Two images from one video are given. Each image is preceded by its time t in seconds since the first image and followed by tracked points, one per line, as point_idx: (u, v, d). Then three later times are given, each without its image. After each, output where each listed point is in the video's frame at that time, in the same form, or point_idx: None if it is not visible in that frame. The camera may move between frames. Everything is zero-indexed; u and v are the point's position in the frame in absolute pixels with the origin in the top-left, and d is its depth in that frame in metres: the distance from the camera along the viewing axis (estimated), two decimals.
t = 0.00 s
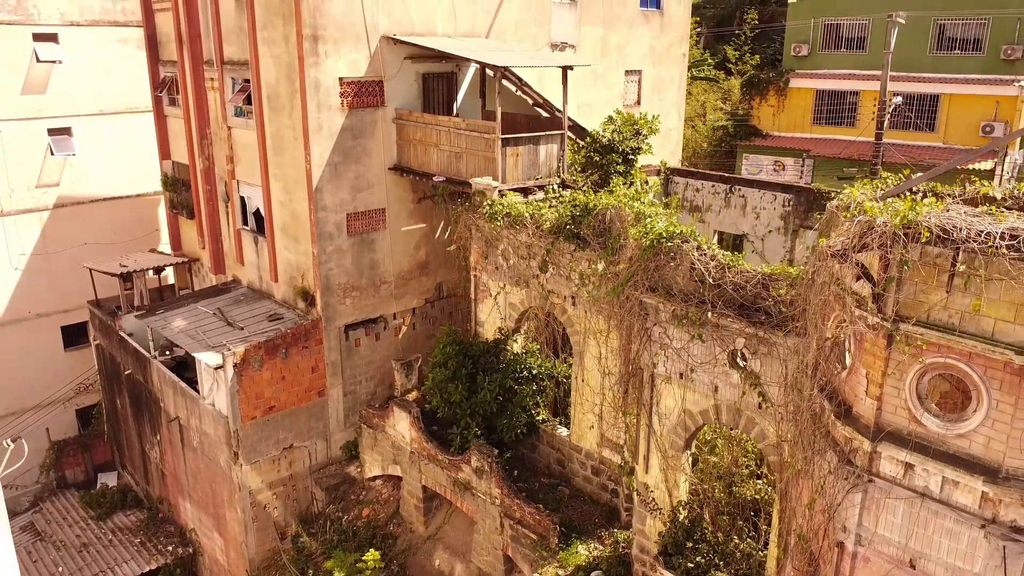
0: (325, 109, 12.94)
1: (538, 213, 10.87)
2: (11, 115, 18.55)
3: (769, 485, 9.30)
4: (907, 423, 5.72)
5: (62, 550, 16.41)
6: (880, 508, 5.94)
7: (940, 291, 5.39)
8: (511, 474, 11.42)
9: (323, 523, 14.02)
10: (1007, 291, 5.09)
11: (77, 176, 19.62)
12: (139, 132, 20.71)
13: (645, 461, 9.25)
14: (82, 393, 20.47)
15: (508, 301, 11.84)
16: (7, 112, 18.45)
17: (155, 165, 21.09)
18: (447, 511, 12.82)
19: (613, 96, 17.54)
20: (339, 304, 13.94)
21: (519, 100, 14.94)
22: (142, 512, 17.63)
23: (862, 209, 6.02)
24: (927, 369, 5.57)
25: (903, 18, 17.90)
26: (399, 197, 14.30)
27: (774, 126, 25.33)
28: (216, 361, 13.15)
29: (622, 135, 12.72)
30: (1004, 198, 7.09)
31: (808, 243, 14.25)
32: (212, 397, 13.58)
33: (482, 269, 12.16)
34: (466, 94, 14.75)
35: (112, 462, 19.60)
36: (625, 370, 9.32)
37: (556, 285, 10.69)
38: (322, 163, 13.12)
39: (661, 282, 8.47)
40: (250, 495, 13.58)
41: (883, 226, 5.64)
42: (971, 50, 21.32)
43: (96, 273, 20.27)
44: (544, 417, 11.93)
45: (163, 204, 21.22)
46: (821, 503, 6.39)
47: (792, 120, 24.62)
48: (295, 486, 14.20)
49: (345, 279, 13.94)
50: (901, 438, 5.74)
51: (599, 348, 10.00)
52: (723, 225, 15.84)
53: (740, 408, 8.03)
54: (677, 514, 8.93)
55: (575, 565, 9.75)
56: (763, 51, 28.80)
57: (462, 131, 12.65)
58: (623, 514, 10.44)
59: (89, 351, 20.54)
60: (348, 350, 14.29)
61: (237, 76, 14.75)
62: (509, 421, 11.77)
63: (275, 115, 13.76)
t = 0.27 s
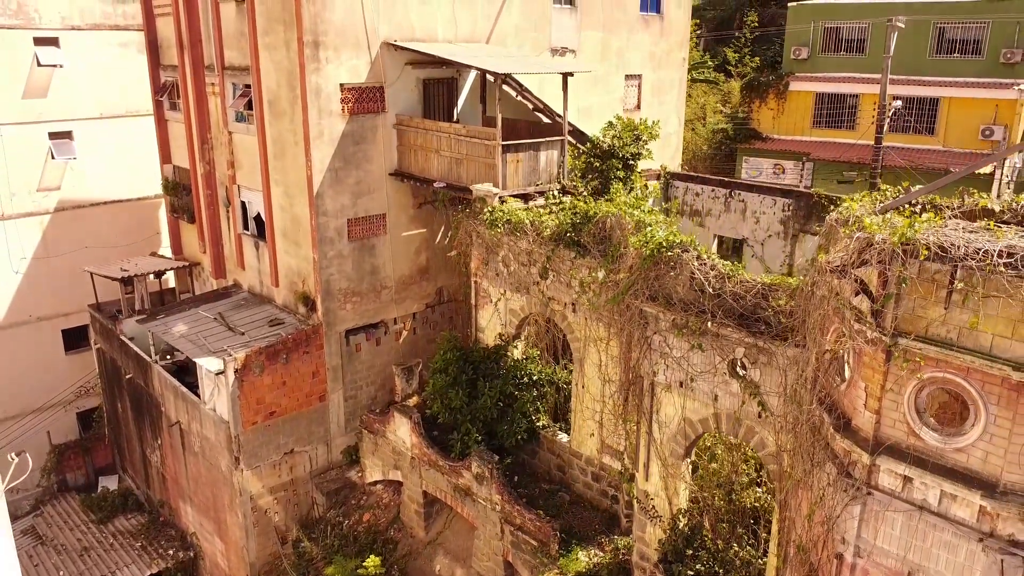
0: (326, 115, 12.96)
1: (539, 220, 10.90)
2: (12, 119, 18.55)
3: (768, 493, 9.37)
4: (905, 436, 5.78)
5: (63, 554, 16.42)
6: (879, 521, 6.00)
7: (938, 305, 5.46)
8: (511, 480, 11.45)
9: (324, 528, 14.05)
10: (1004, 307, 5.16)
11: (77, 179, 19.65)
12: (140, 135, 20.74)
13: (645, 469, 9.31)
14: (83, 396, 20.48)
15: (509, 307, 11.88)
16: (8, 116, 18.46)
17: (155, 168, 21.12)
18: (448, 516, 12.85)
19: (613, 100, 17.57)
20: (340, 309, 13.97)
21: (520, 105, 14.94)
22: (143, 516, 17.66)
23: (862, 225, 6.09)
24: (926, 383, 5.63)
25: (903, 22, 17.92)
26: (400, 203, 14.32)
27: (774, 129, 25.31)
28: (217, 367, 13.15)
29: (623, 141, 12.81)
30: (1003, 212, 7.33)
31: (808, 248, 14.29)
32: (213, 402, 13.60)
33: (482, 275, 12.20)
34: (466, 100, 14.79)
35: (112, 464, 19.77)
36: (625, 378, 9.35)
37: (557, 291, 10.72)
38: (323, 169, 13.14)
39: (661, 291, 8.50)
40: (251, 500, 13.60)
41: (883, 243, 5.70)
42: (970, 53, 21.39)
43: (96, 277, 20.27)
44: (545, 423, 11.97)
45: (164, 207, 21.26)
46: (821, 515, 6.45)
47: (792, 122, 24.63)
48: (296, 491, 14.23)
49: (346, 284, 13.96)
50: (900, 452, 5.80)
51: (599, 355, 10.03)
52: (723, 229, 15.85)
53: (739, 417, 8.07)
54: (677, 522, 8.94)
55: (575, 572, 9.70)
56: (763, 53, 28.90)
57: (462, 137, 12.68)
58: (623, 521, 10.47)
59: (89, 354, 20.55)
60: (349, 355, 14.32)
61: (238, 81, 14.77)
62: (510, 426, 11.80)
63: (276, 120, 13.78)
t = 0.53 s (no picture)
0: (327, 122, 12.98)
1: (539, 227, 10.91)
2: (13, 123, 18.56)
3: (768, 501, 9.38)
4: (905, 451, 5.94)
5: (64, 558, 16.57)
6: (879, 533, 6.17)
7: (937, 321, 5.60)
8: (512, 486, 11.49)
9: (325, 533, 14.09)
10: (1003, 323, 5.29)
11: (78, 183, 19.66)
12: (141, 139, 20.74)
13: (645, 477, 9.35)
14: (83, 400, 20.50)
15: (509, 313, 11.90)
16: (9, 120, 18.47)
17: (156, 171, 21.12)
18: (448, 522, 12.89)
19: (614, 105, 17.58)
20: (341, 315, 13.99)
21: (520, 110, 14.93)
22: (144, 520, 17.70)
23: (861, 242, 6.20)
24: (926, 398, 5.78)
25: (903, 27, 17.92)
26: (400, 208, 14.35)
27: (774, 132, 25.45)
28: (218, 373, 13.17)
29: (623, 147, 12.83)
30: (1002, 224, 7.41)
31: (808, 252, 14.32)
32: (214, 408, 13.63)
33: (483, 282, 12.22)
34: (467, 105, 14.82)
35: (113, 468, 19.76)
36: (625, 386, 9.37)
37: (557, 298, 10.73)
38: (324, 175, 13.17)
39: (661, 301, 8.53)
40: (252, 505, 13.64)
41: (883, 260, 5.84)
42: (970, 56, 21.37)
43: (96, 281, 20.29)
44: (546, 429, 12.00)
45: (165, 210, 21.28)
46: (821, 527, 6.61)
47: (791, 124, 24.74)
48: (297, 495, 14.27)
49: (347, 289, 13.99)
50: (900, 465, 5.96)
51: (600, 363, 10.04)
52: (723, 233, 15.85)
53: (739, 426, 8.10)
54: (678, 530, 9.01)
55: None
56: (763, 55, 28.68)
57: (463, 144, 12.70)
58: (624, 527, 10.49)
59: (90, 357, 20.56)
60: (350, 360, 14.35)
61: (239, 87, 14.78)
62: (511, 433, 11.82)
63: (277, 126, 13.79)
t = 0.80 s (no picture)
0: (328, 127, 12.99)
1: (540, 234, 10.93)
2: (15, 127, 18.58)
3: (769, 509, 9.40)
4: (906, 464, 6.00)
5: (65, 562, 16.66)
6: (879, 545, 6.26)
7: (938, 336, 5.67)
8: (513, 492, 11.50)
9: (327, 537, 14.11)
10: (1003, 339, 5.35)
11: (79, 187, 19.68)
12: (141, 142, 20.77)
13: (646, 484, 9.38)
14: (84, 403, 20.52)
15: (510, 320, 11.92)
16: (10, 124, 18.49)
17: (157, 175, 21.14)
18: (450, 527, 12.91)
19: (614, 110, 17.62)
20: (342, 320, 14.01)
21: (521, 115, 14.95)
22: (145, 524, 17.72)
23: (864, 259, 6.28)
24: (926, 412, 5.84)
25: (903, 31, 17.93)
26: (401, 213, 14.37)
27: (775, 135, 25.32)
28: (220, 379, 13.23)
29: (623, 152, 12.88)
30: (1002, 237, 7.54)
31: (808, 257, 14.35)
32: (216, 413, 13.65)
33: (484, 288, 12.24)
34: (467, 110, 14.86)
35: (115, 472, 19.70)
36: (627, 394, 9.40)
37: (559, 305, 10.74)
38: (326, 181, 13.19)
39: (663, 310, 8.56)
40: (253, 510, 13.65)
41: (883, 277, 5.89)
42: (970, 60, 21.41)
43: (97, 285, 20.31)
44: (547, 435, 12.02)
45: (166, 214, 21.31)
46: (822, 538, 6.70)
47: (791, 127, 24.69)
48: (298, 500, 14.30)
49: (348, 295, 14.01)
50: (901, 479, 6.03)
51: (601, 370, 10.06)
52: (724, 238, 15.85)
53: (740, 435, 8.12)
54: (680, 537, 9.00)
55: None
56: (763, 57, 28.72)
57: (464, 150, 12.73)
58: (625, 534, 10.51)
59: (91, 361, 20.58)
60: (351, 365, 14.38)
61: (241, 92, 14.80)
62: (511, 439, 11.83)
63: (279, 132, 13.80)
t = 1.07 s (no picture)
0: (330, 132, 13.01)
1: (541, 240, 10.94)
2: (16, 131, 18.58)
3: (770, 515, 9.41)
4: (908, 475, 6.07)
5: (68, 565, 16.71)
6: (881, 555, 6.33)
7: (939, 349, 5.73)
8: (514, 497, 11.51)
9: (328, 541, 14.13)
10: (1003, 353, 5.42)
11: (81, 190, 19.70)
12: (143, 145, 20.79)
13: (648, 491, 9.43)
14: (86, 405, 20.53)
15: (512, 325, 11.94)
16: (12, 128, 18.50)
17: (158, 178, 21.16)
18: (451, 531, 12.93)
19: (615, 113, 17.65)
20: (344, 324, 14.03)
21: (522, 119, 14.94)
22: (147, 526, 17.76)
23: (866, 272, 6.35)
24: (928, 424, 5.92)
25: (903, 35, 17.94)
26: (403, 218, 14.40)
27: (776, 138, 25.38)
28: (222, 384, 13.26)
29: (625, 157, 12.78)
30: (1004, 247, 7.59)
31: (808, 261, 14.35)
32: (218, 417, 13.68)
33: (486, 293, 12.27)
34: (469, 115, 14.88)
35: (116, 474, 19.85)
36: (628, 401, 9.43)
37: (560, 311, 10.75)
38: (327, 186, 13.21)
39: (665, 318, 8.59)
40: (255, 514, 13.68)
41: (885, 292, 5.98)
42: (970, 63, 21.42)
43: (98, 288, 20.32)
44: (548, 440, 12.07)
45: (167, 217, 21.33)
46: (823, 548, 6.79)
47: (792, 130, 24.72)
48: (300, 504, 14.32)
49: (350, 299, 14.03)
50: (903, 490, 6.09)
51: (603, 376, 10.07)
52: (725, 242, 15.87)
53: (742, 443, 8.15)
54: (681, 544, 9.03)
55: None
56: (764, 59, 28.74)
57: (466, 155, 12.75)
58: (626, 539, 10.53)
59: (92, 363, 20.60)
60: (353, 369, 14.40)
61: (242, 96, 14.82)
62: (513, 444, 11.83)
63: (280, 136, 13.82)
